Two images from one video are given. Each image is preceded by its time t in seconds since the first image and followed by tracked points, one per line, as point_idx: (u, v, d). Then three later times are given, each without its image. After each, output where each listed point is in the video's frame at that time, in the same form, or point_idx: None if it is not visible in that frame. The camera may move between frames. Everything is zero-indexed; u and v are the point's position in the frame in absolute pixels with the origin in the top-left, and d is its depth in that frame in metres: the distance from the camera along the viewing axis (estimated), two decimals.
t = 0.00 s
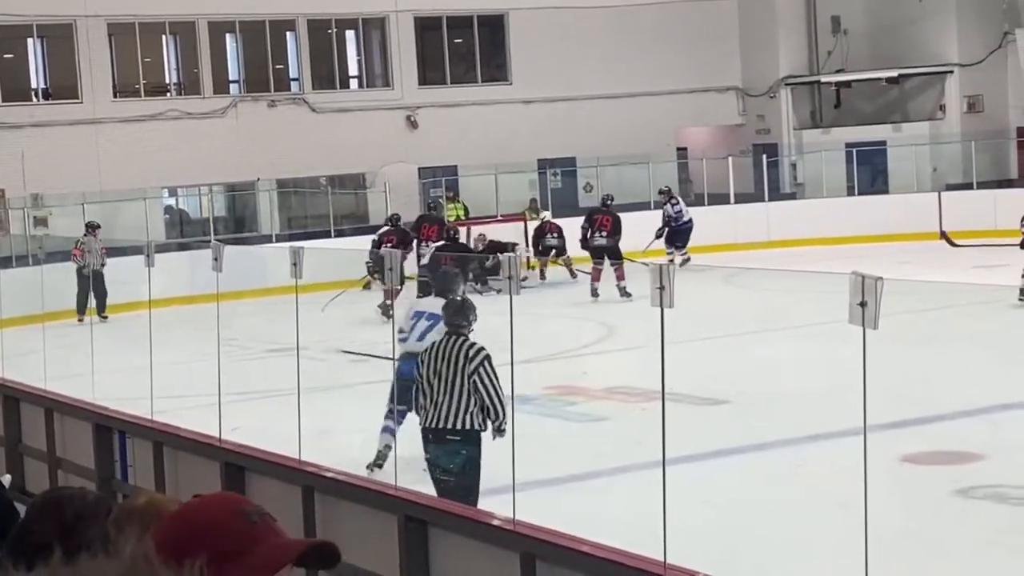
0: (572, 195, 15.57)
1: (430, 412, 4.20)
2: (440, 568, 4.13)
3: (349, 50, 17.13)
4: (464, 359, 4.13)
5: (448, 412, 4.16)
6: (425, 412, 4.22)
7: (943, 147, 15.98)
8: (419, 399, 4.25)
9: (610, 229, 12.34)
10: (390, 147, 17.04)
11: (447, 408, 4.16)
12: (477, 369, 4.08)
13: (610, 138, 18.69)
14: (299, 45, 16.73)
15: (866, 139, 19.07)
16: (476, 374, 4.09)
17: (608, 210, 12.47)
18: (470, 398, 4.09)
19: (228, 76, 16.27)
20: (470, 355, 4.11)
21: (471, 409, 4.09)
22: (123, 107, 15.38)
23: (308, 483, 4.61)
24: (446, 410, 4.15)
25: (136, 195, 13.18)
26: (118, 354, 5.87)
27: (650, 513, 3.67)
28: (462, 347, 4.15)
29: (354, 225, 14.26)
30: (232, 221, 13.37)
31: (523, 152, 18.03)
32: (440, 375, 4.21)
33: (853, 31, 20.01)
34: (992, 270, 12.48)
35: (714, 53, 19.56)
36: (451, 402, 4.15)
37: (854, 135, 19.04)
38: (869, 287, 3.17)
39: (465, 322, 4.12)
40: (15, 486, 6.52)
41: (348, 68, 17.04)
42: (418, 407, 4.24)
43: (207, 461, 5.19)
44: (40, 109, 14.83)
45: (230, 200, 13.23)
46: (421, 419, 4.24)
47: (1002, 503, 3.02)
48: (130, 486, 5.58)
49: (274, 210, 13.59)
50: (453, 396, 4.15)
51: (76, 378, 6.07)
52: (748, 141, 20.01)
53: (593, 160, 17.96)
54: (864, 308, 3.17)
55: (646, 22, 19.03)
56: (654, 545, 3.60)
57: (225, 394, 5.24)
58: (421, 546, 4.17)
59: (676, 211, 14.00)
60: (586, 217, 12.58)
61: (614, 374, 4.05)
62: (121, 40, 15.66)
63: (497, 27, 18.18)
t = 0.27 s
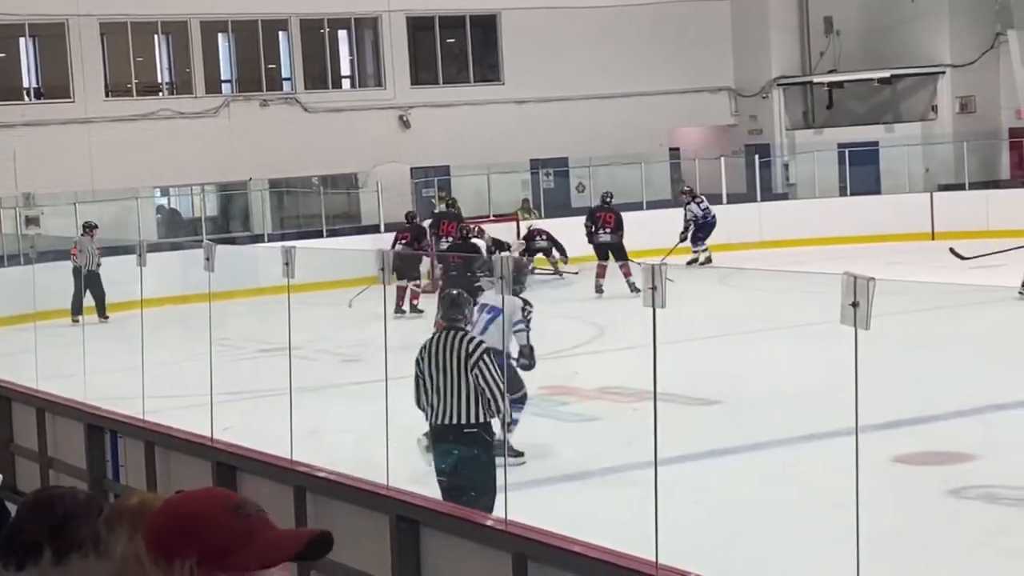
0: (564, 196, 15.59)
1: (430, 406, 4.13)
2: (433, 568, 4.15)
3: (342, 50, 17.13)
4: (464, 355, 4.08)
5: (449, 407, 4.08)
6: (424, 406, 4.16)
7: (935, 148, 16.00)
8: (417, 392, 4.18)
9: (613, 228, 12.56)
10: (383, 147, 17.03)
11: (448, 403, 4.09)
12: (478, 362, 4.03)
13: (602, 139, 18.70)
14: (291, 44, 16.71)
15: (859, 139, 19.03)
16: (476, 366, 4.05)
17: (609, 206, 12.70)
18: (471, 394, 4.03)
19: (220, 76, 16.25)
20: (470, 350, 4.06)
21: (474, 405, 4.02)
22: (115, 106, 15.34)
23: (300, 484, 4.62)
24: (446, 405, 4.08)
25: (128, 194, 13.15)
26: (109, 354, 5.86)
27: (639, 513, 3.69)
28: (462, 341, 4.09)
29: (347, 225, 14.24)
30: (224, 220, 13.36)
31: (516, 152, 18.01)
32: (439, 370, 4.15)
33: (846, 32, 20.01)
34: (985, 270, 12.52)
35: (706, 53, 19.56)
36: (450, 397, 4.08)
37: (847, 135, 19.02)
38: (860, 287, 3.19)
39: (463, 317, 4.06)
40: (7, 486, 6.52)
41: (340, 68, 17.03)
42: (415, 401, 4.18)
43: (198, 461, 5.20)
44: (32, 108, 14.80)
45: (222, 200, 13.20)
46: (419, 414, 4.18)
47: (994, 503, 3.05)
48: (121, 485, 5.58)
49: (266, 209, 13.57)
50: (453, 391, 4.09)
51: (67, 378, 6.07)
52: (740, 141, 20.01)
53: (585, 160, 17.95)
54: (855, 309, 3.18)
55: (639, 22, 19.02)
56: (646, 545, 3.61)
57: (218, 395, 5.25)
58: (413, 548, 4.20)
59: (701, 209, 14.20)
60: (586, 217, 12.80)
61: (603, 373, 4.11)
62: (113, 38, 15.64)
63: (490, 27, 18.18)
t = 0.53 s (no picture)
0: (551, 197, 15.60)
1: (425, 405, 4.08)
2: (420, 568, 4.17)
3: (328, 51, 17.11)
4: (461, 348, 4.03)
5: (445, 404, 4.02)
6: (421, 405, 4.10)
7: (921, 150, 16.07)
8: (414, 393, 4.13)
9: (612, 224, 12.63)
10: (369, 147, 17.01)
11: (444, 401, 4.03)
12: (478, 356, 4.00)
13: (589, 140, 18.70)
14: (278, 45, 16.69)
15: (845, 142, 19.03)
16: (476, 360, 4.02)
17: (608, 205, 12.75)
18: (468, 387, 3.98)
19: (207, 76, 16.23)
20: (468, 343, 4.00)
21: (470, 400, 3.96)
22: (101, 106, 15.31)
23: (287, 485, 4.64)
24: (441, 401, 4.02)
25: (114, 195, 13.13)
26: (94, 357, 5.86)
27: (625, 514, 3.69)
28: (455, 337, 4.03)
29: (333, 225, 14.20)
30: (211, 221, 13.35)
31: (502, 154, 18.00)
32: (438, 366, 4.12)
33: (832, 34, 20.02)
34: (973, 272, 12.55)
35: (692, 55, 19.55)
36: (448, 393, 4.02)
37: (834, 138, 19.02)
38: (847, 289, 3.19)
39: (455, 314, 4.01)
40: None
41: (327, 69, 17.02)
42: (410, 397, 4.15)
43: (184, 462, 5.19)
44: (18, 108, 14.77)
45: (209, 202, 13.21)
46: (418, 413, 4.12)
47: (978, 504, 3.08)
48: (107, 487, 5.58)
49: (253, 209, 13.57)
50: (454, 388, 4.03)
51: (53, 379, 6.07)
52: (726, 144, 20.01)
53: (572, 162, 17.94)
54: (841, 311, 3.18)
55: (624, 24, 19.02)
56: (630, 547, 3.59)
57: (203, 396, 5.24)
58: (399, 547, 4.21)
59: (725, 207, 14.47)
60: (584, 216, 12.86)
61: (595, 374, 4.08)
62: (100, 38, 15.61)
63: (477, 28, 18.16)
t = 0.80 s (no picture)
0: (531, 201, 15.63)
1: (416, 402, 4.11)
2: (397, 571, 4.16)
3: (309, 52, 17.07)
4: (448, 345, 4.03)
5: (435, 400, 4.05)
6: (412, 401, 4.13)
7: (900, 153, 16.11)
8: (405, 389, 4.16)
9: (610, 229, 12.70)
10: (349, 148, 16.99)
11: (434, 397, 4.05)
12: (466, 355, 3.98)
13: (568, 142, 18.69)
14: (259, 46, 16.65)
15: (825, 145, 19.02)
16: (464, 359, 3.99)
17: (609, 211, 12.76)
18: (458, 385, 3.98)
19: (188, 77, 16.17)
20: (457, 342, 4.00)
21: (458, 396, 3.98)
22: (81, 107, 15.25)
23: (265, 486, 4.64)
24: (427, 397, 4.07)
25: (94, 195, 13.09)
26: (73, 357, 5.84)
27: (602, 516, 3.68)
28: (442, 334, 4.04)
29: (315, 227, 14.22)
30: (192, 222, 13.31)
31: (482, 156, 18.00)
32: (421, 362, 4.12)
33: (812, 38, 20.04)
34: (953, 276, 12.60)
35: (673, 58, 19.57)
36: (437, 390, 4.04)
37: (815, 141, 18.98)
38: (826, 292, 3.16)
39: (441, 311, 4.02)
40: None
41: (308, 70, 16.98)
42: (396, 393, 4.22)
43: (163, 463, 5.18)
44: None
45: (189, 203, 13.21)
46: (409, 408, 4.15)
47: (957, 508, 3.10)
48: (84, 488, 5.55)
49: (231, 211, 13.46)
50: (443, 383, 4.03)
51: (31, 379, 6.04)
52: (706, 147, 19.98)
53: (552, 164, 17.94)
54: (820, 315, 3.17)
55: (604, 26, 19.03)
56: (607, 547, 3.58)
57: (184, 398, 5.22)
58: (378, 549, 4.18)
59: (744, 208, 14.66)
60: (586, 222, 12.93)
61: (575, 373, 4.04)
62: (80, 39, 15.51)
63: (458, 30, 18.13)
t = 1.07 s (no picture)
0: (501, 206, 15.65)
1: (386, 401, 4.11)
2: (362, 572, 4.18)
3: (280, 55, 17.03)
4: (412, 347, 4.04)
5: (406, 398, 4.06)
6: (382, 401, 4.13)
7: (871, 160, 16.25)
8: (375, 389, 4.15)
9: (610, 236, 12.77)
10: (320, 152, 16.94)
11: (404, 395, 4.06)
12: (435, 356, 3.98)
13: (540, 147, 18.64)
14: (229, 49, 16.59)
15: (794, 151, 19.02)
16: (435, 359, 3.99)
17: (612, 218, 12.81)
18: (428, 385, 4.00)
19: (157, 80, 16.14)
20: (425, 342, 3.99)
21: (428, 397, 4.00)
22: (49, 109, 15.17)
23: (232, 491, 4.62)
24: (397, 396, 4.08)
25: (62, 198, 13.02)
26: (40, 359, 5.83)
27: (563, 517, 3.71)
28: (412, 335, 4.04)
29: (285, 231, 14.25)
30: (160, 225, 13.26)
31: (452, 160, 17.97)
32: (395, 361, 4.12)
33: (781, 44, 20.08)
34: (923, 283, 12.66)
35: (642, 62, 19.51)
36: (409, 390, 4.05)
37: (783, 147, 18.99)
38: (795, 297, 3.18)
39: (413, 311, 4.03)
40: None
41: (278, 73, 16.97)
42: (367, 392, 4.20)
43: (129, 467, 5.17)
44: None
45: (157, 206, 13.18)
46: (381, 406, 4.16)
47: (923, 514, 3.16)
48: (49, 491, 5.53)
49: (201, 214, 13.45)
50: (415, 382, 4.04)
51: None
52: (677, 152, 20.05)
53: (522, 169, 17.92)
54: (790, 318, 3.18)
55: (574, 32, 19.02)
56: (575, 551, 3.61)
57: (149, 400, 5.21)
58: (347, 547, 4.20)
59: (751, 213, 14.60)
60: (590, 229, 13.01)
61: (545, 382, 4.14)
62: (49, 41, 15.41)
63: (429, 34, 18.08)
